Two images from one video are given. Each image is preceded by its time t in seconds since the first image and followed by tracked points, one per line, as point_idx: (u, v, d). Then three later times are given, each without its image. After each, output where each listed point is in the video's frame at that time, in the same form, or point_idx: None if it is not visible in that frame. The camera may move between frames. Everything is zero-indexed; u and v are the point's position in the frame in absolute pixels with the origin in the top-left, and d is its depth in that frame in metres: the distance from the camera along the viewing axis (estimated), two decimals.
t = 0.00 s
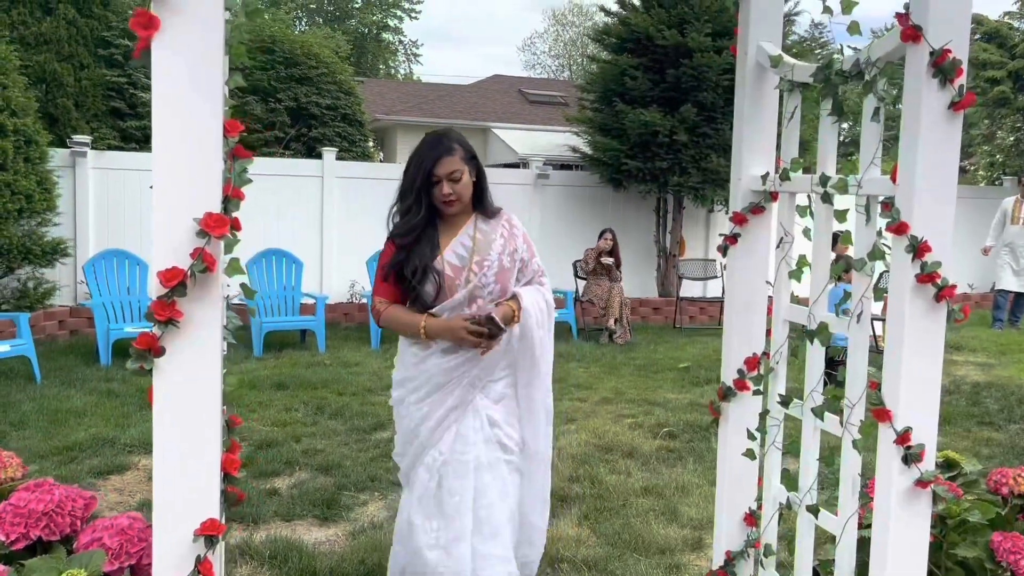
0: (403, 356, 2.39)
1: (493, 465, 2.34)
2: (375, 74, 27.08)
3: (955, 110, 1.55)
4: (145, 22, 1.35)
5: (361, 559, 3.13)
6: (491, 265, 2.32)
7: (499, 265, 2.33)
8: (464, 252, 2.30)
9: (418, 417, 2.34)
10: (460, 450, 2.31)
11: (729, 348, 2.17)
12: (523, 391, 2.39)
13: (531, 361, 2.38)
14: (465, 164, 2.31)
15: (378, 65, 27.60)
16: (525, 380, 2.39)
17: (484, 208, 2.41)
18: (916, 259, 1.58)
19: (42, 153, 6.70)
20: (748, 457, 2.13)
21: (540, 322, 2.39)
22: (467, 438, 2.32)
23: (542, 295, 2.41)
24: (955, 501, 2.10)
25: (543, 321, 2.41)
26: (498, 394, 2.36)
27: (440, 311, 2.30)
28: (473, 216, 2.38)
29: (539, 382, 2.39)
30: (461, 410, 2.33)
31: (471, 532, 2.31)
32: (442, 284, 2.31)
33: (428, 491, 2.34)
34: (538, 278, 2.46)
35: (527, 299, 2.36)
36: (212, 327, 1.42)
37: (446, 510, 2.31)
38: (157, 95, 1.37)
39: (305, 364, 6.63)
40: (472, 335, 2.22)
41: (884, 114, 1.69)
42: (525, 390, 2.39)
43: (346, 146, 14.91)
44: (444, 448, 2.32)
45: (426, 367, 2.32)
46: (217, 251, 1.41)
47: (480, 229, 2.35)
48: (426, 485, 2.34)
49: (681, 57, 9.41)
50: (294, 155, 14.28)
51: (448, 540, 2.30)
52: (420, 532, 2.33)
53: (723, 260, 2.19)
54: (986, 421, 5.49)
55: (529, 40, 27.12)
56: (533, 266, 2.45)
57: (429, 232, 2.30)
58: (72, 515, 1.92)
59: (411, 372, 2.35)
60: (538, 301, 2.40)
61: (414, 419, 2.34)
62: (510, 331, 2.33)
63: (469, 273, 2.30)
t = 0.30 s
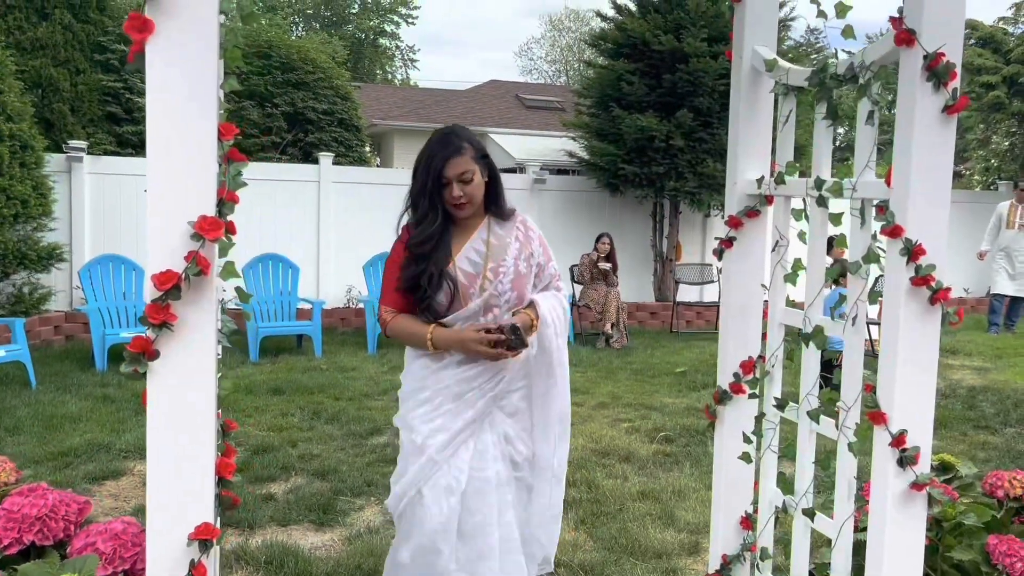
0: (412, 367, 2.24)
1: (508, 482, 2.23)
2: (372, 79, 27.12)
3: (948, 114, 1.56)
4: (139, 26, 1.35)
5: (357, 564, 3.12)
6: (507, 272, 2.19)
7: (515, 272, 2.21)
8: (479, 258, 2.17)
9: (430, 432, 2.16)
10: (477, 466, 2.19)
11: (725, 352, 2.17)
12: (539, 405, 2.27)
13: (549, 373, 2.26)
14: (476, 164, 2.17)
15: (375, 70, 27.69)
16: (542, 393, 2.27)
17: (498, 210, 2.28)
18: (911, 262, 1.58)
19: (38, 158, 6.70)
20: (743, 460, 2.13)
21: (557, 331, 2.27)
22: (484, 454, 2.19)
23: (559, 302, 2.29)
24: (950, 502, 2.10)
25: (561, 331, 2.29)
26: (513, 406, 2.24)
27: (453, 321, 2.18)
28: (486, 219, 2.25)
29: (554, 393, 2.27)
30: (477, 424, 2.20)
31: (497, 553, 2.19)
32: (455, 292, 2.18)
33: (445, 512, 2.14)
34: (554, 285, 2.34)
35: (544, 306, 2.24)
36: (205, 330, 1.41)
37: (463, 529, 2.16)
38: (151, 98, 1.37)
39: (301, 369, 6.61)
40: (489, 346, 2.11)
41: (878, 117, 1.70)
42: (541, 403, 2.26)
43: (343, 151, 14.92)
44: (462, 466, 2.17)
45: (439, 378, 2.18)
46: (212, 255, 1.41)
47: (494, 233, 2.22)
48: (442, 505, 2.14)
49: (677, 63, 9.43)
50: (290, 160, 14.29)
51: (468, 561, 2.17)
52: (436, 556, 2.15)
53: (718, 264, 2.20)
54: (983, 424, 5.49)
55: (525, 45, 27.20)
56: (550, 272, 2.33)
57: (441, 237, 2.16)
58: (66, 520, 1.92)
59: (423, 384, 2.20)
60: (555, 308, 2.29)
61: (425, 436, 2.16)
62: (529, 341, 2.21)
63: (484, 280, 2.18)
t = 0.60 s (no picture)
0: (410, 397, 2.10)
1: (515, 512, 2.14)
2: (365, 83, 27.13)
3: (934, 120, 1.58)
4: (132, 33, 1.36)
5: (350, 569, 3.12)
6: (509, 293, 2.06)
7: (517, 292, 2.08)
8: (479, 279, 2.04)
9: (435, 468, 2.04)
10: (486, 499, 2.08)
11: (715, 356, 2.19)
12: (541, 427, 2.22)
13: (552, 397, 2.22)
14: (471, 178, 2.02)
15: (368, 75, 27.71)
16: (545, 414, 2.22)
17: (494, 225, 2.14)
18: (897, 266, 1.61)
19: (29, 163, 6.68)
20: (735, 464, 2.15)
21: (562, 348, 2.21)
22: (492, 487, 2.09)
23: (561, 319, 2.19)
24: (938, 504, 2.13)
25: (566, 348, 2.23)
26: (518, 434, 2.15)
27: (454, 348, 2.04)
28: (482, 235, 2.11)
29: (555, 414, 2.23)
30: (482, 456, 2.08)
31: None
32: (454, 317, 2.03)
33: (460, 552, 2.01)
34: (557, 301, 2.24)
35: (549, 327, 2.15)
36: (199, 335, 1.42)
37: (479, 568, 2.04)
38: (145, 105, 1.38)
39: (294, 375, 6.60)
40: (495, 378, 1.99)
41: (864, 123, 1.72)
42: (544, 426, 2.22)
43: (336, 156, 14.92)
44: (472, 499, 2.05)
45: (441, 410, 2.05)
46: (205, 259, 1.42)
47: (492, 250, 2.08)
48: (454, 544, 2.01)
49: (669, 68, 9.47)
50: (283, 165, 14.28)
51: None
52: None
53: (709, 269, 2.22)
54: (973, 428, 5.52)
55: (517, 51, 27.28)
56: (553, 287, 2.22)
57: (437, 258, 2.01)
58: (59, 524, 1.92)
59: (424, 417, 2.06)
60: (559, 325, 2.19)
61: (430, 471, 2.04)
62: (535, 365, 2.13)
63: (486, 303, 2.04)
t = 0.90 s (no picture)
0: (400, 415, 1.90)
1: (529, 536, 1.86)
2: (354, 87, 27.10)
3: (913, 129, 1.62)
4: (130, 44, 1.38)
5: (340, 571, 3.14)
6: (510, 296, 1.90)
7: (518, 294, 1.92)
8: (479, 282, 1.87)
9: (431, 490, 1.82)
10: (487, 521, 1.83)
11: (701, 359, 2.22)
12: (542, 441, 1.98)
13: (553, 406, 1.99)
14: (464, 173, 1.86)
15: (356, 79, 27.67)
16: (544, 426, 1.98)
17: (487, 222, 2.00)
18: (878, 272, 1.64)
19: (17, 167, 6.66)
20: (721, 466, 2.18)
21: (563, 356, 2.03)
22: (496, 507, 1.84)
23: (560, 322, 2.05)
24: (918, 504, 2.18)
25: (566, 354, 2.05)
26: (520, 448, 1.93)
27: (454, 357, 1.86)
28: (476, 235, 1.96)
29: (557, 425, 1.99)
30: (483, 475, 1.87)
31: None
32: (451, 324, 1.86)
33: None
34: (554, 303, 2.09)
35: (548, 329, 2.00)
36: (193, 339, 1.44)
37: None
38: (141, 113, 1.40)
39: (283, 379, 6.60)
40: (504, 387, 1.79)
41: (846, 131, 1.76)
42: (546, 438, 1.98)
43: (325, 160, 14.93)
44: (471, 523, 1.82)
45: (437, 427, 1.85)
46: (200, 265, 1.44)
47: (488, 249, 1.93)
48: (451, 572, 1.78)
49: (657, 73, 9.53)
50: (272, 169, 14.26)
51: None
52: None
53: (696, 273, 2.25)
54: (957, 430, 5.59)
55: (506, 55, 27.33)
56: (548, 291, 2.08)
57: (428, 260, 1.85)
58: (54, 527, 1.93)
59: (417, 434, 1.86)
60: (558, 329, 2.03)
61: (425, 494, 1.83)
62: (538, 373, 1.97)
63: (487, 308, 1.87)
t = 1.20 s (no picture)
0: (404, 434, 1.82)
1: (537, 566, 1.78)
2: (342, 89, 27.03)
3: (894, 134, 1.66)
4: (124, 48, 1.39)
5: (329, 572, 3.15)
6: (522, 307, 1.83)
7: (529, 304, 1.86)
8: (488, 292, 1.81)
9: (437, 515, 1.76)
10: (495, 550, 1.75)
11: (688, 359, 2.25)
12: (555, 463, 1.89)
13: (569, 428, 1.90)
14: (472, 175, 1.79)
15: (343, 80, 27.66)
16: (556, 449, 1.88)
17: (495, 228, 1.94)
18: (860, 273, 1.68)
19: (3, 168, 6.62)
20: (707, 466, 2.21)
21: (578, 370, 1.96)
22: (506, 536, 1.76)
23: (572, 334, 1.98)
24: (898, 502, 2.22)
25: (579, 369, 1.97)
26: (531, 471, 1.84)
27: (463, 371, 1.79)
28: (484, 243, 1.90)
29: (570, 447, 1.90)
30: (491, 500, 1.79)
31: None
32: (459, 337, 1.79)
33: None
34: (566, 314, 2.02)
35: (562, 342, 1.93)
36: (187, 340, 1.46)
37: None
38: (135, 116, 1.41)
39: (270, 381, 6.59)
40: (518, 404, 1.72)
41: (829, 135, 1.79)
42: (558, 460, 1.89)
43: (312, 161, 14.90)
44: (477, 551, 1.74)
45: (443, 449, 1.77)
46: (194, 266, 1.45)
47: (497, 258, 1.87)
48: None
49: (644, 77, 9.58)
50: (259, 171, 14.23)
51: None
52: None
53: (683, 275, 2.28)
54: (940, 431, 5.65)
55: (494, 57, 27.37)
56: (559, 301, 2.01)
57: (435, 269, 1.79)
58: (47, 526, 1.94)
59: (422, 456, 1.79)
60: (571, 342, 1.96)
61: (430, 520, 1.77)
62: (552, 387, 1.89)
63: (498, 319, 1.80)
